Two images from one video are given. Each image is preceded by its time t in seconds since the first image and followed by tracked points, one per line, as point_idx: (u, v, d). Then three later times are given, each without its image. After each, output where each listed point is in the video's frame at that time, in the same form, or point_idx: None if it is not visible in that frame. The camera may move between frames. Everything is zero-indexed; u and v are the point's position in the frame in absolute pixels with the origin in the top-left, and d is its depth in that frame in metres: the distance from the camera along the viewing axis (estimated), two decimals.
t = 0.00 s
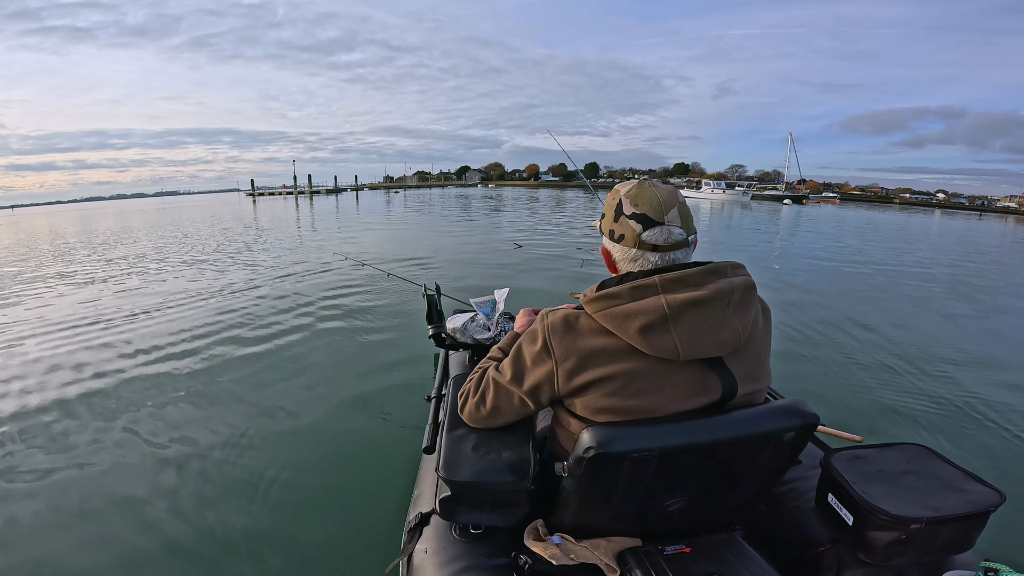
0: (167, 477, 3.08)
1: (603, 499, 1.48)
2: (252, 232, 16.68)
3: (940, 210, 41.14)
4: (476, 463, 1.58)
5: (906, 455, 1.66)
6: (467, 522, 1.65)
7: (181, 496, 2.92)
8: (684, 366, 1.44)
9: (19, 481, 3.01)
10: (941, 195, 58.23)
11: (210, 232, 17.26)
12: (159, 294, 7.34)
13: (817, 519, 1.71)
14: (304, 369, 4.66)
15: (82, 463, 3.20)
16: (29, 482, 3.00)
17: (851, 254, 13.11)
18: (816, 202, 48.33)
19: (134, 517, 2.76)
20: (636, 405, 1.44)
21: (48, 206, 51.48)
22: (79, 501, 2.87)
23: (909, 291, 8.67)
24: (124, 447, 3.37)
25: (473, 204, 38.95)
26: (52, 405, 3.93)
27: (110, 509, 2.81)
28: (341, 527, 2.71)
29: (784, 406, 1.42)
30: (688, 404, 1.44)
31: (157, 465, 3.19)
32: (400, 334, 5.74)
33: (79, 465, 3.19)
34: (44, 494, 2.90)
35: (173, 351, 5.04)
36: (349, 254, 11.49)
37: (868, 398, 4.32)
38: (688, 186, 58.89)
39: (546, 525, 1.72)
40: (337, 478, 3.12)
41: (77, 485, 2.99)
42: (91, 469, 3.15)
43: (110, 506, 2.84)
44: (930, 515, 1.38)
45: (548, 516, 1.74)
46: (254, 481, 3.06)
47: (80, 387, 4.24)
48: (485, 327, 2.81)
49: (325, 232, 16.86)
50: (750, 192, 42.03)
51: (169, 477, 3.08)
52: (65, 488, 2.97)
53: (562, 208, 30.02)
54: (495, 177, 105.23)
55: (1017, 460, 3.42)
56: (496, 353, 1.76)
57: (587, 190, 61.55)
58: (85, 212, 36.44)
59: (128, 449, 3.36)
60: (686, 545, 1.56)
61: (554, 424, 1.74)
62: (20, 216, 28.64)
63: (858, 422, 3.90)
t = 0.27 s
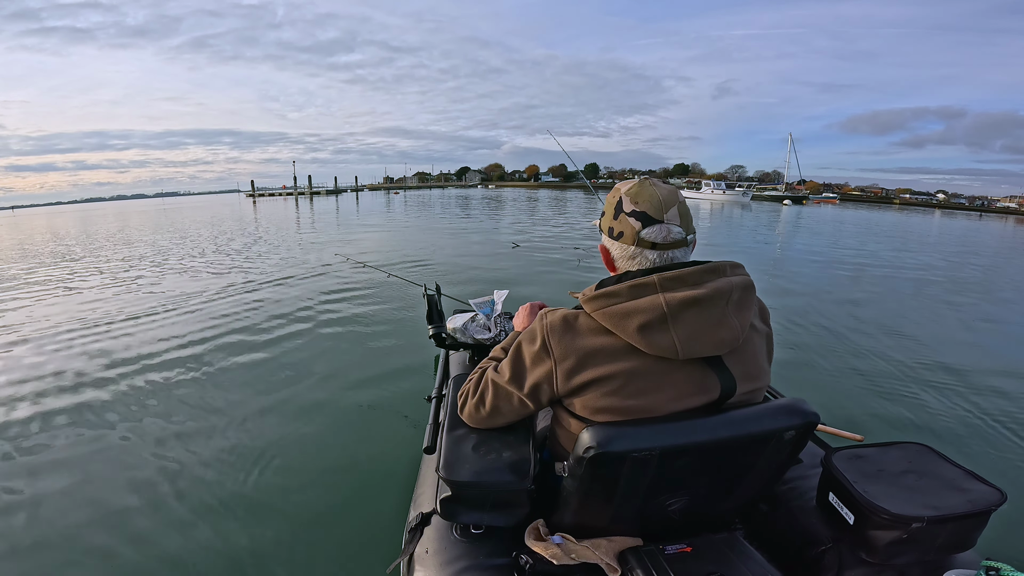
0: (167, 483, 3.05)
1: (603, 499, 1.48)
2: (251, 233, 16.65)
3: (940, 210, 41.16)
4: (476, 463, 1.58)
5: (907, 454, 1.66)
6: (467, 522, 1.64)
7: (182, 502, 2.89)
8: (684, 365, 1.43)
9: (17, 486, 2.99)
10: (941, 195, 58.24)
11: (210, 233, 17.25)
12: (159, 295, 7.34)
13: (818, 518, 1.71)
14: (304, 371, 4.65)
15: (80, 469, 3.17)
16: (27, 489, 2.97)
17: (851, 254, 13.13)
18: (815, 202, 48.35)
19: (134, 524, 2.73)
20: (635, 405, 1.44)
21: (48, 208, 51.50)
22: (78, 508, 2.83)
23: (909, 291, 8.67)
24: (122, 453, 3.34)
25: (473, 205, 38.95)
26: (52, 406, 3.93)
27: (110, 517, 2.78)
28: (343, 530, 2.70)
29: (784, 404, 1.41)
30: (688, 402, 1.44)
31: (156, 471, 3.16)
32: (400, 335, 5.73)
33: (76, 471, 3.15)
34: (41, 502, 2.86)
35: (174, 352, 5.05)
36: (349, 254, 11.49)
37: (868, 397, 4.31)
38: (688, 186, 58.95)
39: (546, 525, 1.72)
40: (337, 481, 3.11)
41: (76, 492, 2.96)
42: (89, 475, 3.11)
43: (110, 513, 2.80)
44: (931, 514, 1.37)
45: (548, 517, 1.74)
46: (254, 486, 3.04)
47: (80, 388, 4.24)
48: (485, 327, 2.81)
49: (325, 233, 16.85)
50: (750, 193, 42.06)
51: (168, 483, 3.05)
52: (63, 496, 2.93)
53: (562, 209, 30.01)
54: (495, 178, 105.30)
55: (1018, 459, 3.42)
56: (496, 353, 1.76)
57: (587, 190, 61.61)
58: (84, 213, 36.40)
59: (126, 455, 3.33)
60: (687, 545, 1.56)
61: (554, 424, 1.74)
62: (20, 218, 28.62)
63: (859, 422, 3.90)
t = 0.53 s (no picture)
0: (163, 487, 3.01)
1: (604, 501, 1.47)
2: (251, 235, 16.67)
3: (940, 210, 41.14)
4: (476, 464, 1.58)
5: (908, 455, 1.65)
6: (467, 524, 1.64)
7: (179, 506, 2.86)
8: (685, 368, 1.43)
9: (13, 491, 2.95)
10: (941, 196, 58.23)
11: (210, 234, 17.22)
12: (159, 296, 7.34)
13: (818, 520, 1.70)
14: (303, 372, 4.65)
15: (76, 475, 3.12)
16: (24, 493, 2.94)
17: (850, 255, 13.15)
18: (815, 202, 48.31)
19: (131, 530, 2.68)
20: (636, 407, 1.44)
21: (49, 209, 51.50)
22: (73, 514, 2.79)
23: (909, 291, 8.66)
24: (118, 457, 3.29)
25: (473, 206, 39.00)
26: (52, 409, 3.93)
27: (107, 522, 2.73)
28: (343, 533, 2.68)
29: (785, 407, 1.41)
30: (689, 406, 1.44)
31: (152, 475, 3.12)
32: (400, 336, 5.73)
33: (72, 477, 3.10)
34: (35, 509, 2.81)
35: (174, 354, 5.05)
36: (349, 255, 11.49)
37: (868, 398, 4.30)
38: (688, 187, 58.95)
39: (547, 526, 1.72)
40: (335, 482, 3.09)
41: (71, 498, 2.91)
42: (84, 481, 3.06)
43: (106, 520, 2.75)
44: (932, 515, 1.37)
45: (548, 518, 1.74)
46: (252, 489, 3.01)
47: (81, 390, 4.25)
48: (485, 328, 2.80)
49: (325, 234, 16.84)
50: (749, 193, 42.11)
51: (165, 488, 3.01)
52: (57, 502, 2.88)
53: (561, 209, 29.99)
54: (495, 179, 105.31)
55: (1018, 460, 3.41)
56: (497, 354, 1.76)
57: (587, 191, 61.62)
58: (85, 215, 36.46)
59: (123, 458, 3.28)
60: (687, 547, 1.56)
61: (555, 426, 1.74)
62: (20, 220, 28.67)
63: (859, 423, 3.89)
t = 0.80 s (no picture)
0: (160, 486, 2.99)
1: (598, 505, 1.47)
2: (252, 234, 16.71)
3: (940, 211, 41.09)
4: (471, 466, 1.57)
5: (903, 462, 1.65)
6: (461, 526, 1.64)
7: (176, 504, 2.84)
8: (682, 373, 1.43)
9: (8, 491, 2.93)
10: (941, 197, 58.19)
11: (211, 233, 17.24)
12: (158, 296, 7.34)
13: (812, 526, 1.70)
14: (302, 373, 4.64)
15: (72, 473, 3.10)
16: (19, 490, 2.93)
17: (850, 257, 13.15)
18: (816, 203, 48.28)
19: (128, 529, 2.66)
20: (633, 411, 1.43)
21: (50, 208, 51.59)
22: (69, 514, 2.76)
23: (910, 294, 8.64)
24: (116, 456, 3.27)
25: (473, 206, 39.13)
26: (51, 408, 3.94)
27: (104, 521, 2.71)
28: (340, 531, 2.68)
29: (781, 414, 1.41)
30: (685, 411, 1.44)
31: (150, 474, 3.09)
32: (398, 337, 5.72)
33: (70, 475, 3.08)
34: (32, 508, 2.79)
35: (173, 354, 5.04)
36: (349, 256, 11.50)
37: (867, 402, 4.30)
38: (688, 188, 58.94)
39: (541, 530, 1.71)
40: (333, 480, 3.07)
41: (69, 496, 2.89)
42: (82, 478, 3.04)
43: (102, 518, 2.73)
44: (926, 523, 1.36)
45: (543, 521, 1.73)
46: (250, 488, 2.98)
47: (80, 389, 4.25)
48: (483, 331, 2.80)
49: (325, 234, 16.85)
50: (750, 194, 42.09)
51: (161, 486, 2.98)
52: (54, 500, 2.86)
53: (562, 210, 29.98)
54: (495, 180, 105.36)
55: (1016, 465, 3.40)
56: (496, 357, 1.75)
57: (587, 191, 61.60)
58: (86, 214, 36.52)
59: (120, 457, 3.26)
60: (680, 553, 1.56)
61: (551, 429, 1.73)
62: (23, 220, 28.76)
63: (857, 426, 3.89)
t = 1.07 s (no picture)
0: (162, 494, 2.98)
1: (604, 502, 1.47)
2: (254, 235, 16.77)
3: (941, 212, 41.04)
4: (477, 464, 1.57)
5: (907, 460, 1.65)
6: (467, 524, 1.63)
7: (180, 511, 2.84)
8: (691, 369, 1.43)
9: (10, 498, 2.92)
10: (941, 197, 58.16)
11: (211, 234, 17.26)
12: (159, 297, 7.36)
13: (817, 524, 1.70)
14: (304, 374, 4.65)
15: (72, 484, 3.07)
16: (19, 499, 2.91)
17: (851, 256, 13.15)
18: (816, 203, 48.26)
19: (132, 539, 2.65)
20: (641, 407, 1.43)
21: (50, 209, 51.63)
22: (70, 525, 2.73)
23: (911, 294, 8.63)
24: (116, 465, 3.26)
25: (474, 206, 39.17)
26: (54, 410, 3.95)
27: (106, 532, 2.69)
28: (344, 532, 2.70)
29: (788, 411, 1.41)
30: (693, 407, 1.43)
31: (151, 483, 3.08)
32: (400, 338, 5.72)
33: (69, 486, 3.05)
34: (31, 520, 2.76)
35: (174, 355, 5.06)
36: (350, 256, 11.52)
37: (869, 401, 4.29)
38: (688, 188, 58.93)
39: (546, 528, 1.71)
40: (334, 485, 3.09)
41: (69, 507, 2.87)
42: (81, 490, 3.01)
43: (105, 529, 2.71)
44: (930, 520, 1.36)
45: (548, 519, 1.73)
46: (253, 495, 2.98)
47: (83, 391, 4.27)
48: (486, 330, 2.79)
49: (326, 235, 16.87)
50: (749, 194, 42.08)
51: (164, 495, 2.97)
52: (54, 512, 2.83)
53: (562, 211, 29.97)
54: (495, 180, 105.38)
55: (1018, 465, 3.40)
56: (502, 354, 1.75)
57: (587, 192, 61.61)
58: (88, 215, 36.65)
59: (119, 467, 3.24)
60: (685, 550, 1.56)
61: (558, 426, 1.73)
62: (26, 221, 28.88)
63: (858, 426, 3.88)
